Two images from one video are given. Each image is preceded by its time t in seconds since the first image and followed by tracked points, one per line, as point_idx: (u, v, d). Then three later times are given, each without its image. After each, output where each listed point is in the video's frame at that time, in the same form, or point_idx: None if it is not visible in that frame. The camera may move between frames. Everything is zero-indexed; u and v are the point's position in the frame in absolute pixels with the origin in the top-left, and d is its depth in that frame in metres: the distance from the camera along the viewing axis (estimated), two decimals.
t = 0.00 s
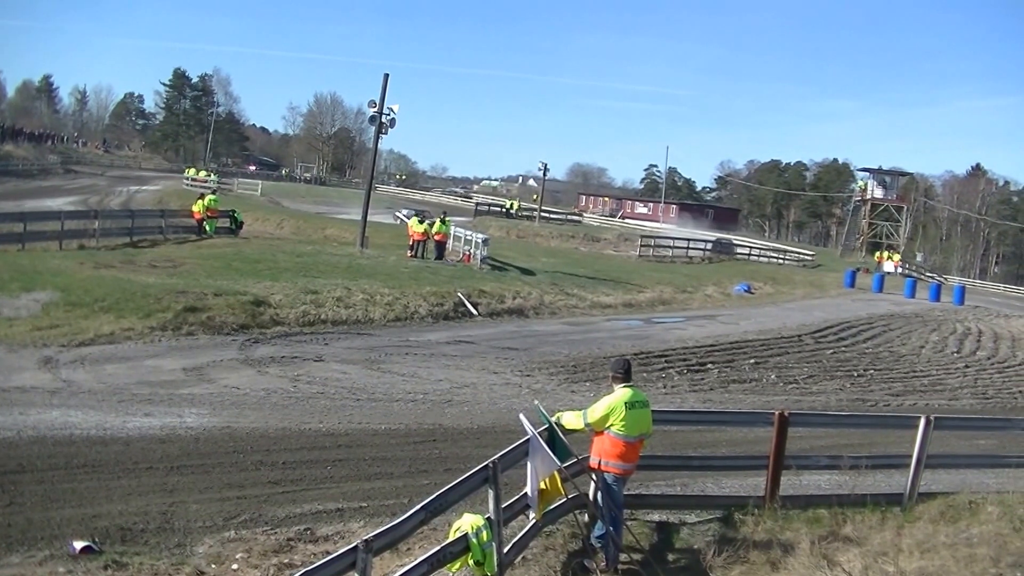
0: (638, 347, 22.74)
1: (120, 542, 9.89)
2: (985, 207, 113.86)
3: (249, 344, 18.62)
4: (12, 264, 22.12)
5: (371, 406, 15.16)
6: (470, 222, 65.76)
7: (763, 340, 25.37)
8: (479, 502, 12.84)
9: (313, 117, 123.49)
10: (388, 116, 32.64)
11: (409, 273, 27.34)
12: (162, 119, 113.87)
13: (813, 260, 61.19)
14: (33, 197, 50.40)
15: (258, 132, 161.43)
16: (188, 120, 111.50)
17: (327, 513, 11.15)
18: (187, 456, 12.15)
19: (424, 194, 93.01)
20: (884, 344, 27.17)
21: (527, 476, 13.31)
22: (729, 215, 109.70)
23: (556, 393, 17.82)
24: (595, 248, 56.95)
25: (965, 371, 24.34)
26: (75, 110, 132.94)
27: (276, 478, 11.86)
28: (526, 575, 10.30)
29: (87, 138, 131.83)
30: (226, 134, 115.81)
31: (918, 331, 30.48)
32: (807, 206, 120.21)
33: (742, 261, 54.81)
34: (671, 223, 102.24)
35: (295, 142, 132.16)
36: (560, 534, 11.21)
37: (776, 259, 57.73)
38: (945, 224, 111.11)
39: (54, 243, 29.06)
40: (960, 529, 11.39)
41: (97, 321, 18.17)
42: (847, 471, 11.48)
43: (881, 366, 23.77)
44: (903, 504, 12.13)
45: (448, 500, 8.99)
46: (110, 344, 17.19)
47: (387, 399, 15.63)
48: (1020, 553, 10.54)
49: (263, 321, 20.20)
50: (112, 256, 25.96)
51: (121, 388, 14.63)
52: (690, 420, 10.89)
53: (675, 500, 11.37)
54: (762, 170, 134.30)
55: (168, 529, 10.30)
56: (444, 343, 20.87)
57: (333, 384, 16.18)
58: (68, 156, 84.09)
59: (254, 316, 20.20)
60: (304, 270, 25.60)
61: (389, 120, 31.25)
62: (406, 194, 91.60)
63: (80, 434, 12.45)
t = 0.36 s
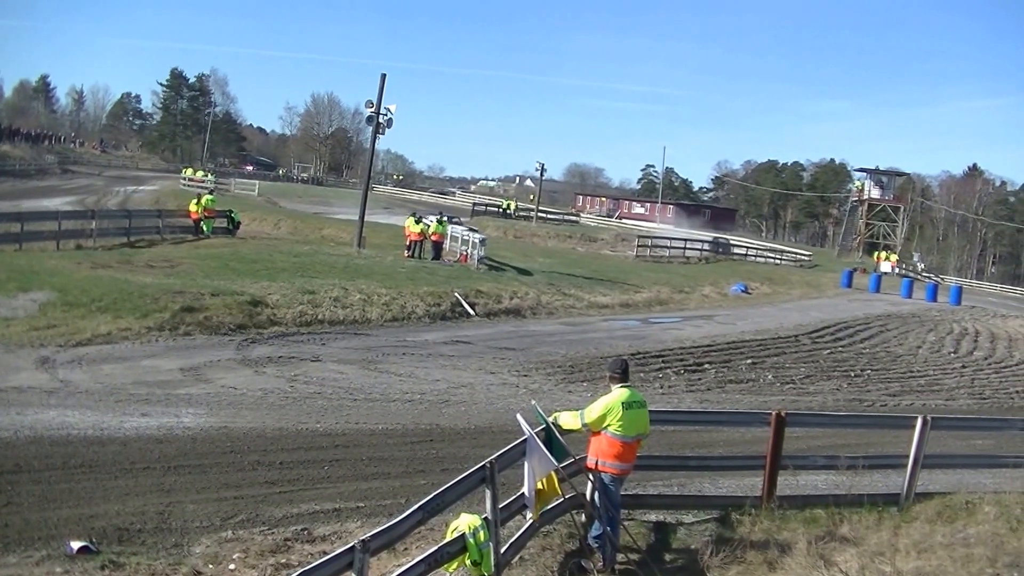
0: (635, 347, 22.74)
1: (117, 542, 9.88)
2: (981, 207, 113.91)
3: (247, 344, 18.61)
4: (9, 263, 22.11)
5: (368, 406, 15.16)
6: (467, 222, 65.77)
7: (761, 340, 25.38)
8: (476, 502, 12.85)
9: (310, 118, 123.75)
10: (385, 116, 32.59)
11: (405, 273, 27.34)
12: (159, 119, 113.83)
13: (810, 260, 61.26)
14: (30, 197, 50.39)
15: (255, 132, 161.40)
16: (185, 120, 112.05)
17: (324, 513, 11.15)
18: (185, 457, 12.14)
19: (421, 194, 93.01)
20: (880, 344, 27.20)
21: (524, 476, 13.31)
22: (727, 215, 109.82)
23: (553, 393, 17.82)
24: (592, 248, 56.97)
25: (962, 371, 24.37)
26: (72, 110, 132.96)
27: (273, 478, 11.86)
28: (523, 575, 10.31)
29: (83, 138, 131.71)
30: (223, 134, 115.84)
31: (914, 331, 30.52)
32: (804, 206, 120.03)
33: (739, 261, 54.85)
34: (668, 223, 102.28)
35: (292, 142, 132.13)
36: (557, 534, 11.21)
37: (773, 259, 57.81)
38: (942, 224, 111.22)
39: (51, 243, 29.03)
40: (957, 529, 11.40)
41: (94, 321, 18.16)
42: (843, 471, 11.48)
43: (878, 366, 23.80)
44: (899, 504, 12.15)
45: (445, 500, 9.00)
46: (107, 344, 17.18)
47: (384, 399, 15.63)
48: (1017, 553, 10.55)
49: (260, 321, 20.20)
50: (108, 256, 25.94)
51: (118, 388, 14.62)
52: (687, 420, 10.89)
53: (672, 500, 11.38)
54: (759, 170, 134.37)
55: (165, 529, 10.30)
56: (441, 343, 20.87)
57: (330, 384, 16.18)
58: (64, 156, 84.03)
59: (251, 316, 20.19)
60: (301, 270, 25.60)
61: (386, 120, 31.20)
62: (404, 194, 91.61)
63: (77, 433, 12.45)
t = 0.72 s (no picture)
0: (629, 348, 22.75)
1: (111, 542, 9.88)
2: (975, 208, 114.00)
3: (241, 344, 18.60)
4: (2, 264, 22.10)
5: (362, 406, 15.16)
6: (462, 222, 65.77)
7: (756, 341, 25.39)
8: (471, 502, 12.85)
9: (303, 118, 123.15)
10: (380, 116, 32.57)
11: (399, 273, 27.35)
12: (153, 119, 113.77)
13: (804, 261, 61.32)
14: (23, 198, 50.35)
15: (250, 132, 161.38)
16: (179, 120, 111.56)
17: (319, 513, 11.15)
18: (179, 457, 12.15)
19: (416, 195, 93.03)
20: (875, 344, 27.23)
21: (518, 476, 13.30)
22: (721, 215, 109.84)
23: (547, 393, 17.83)
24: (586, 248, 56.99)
25: (956, 371, 24.39)
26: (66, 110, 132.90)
27: (267, 478, 11.86)
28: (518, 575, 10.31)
29: (78, 138, 131.70)
30: (216, 134, 115.52)
31: (908, 332, 30.56)
32: (797, 206, 119.71)
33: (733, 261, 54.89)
34: (662, 223, 102.30)
35: (286, 142, 132.08)
36: (551, 534, 11.21)
37: (767, 260, 57.84)
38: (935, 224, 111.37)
39: (45, 243, 29.02)
40: (951, 529, 11.41)
41: (88, 321, 18.16)
42: (837, 471, 11.49)
43: (873, 366, 23.82)
44: (894, 505, 12.15)
45: (439, 500, 9.00)
46: (101, 344, 17.18)
47: (378, 400, 15.64)
48: (1010, 553, 10.57)
49: (254, 321, 20.20)
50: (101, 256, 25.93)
51: (112, 388, 14.62)
52: (681, 420, 10.88)
53: (666, 501, 11.37)
54: (753, 171, 134.55)
55: (159, 529, 10.30)
56: (435, 343, 20.89)
57: (324, 385, 16.18)
58: (59, 157, 83.98)
59: (245, 317, 20.19)
60: (294, 270, 25.61)
61: (380, 120, 31.18)
62: (399, 194, 91.67)
63: (71, 433, 12.45)
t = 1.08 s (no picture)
0: (620, 348, 22.76)
1: (102, 542, 9.88)
2: (966, 208, 114.20)
3: (232, 344, 18.59)
4: None
5: (352, 406, 15.16)
6: (454, 222, 65.78)
7: (747, 341, 25.43)
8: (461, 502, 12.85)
9: (294, 117, 122.95)
10: (370, 116, 32.56)
11: (390, 273, 27.36)
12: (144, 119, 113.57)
13: (795, 260, 61.45)
14: (13, 198, 50.27)
15: (241, 132, 161.27)
16: (169, 120, 111.32)
17: (309, 513, 11.15)
18: (169, 457, 12.14)
19: (407, 195, 93.18)
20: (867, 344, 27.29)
21: (509, 476, 13.30)
22: (712, 215, 109.89)
23: (537, 393, 17.85)
24: (577, 249, 57.06)
25: (947, 371, 24.46)
26: (56, 110, 132.67)
27: (257, 478, 11.86)
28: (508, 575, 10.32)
29: (69, 138, 131.59)
30: (206, 135, 115.18)
31: (899, 332, 30.61)
32: (788, 206, 118.93)
33: (725, 261, 54.97)
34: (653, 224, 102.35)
35: (277, 142, 131.99)
36: (542, 534, 11.21)
37: (759, 260, 57.90)
38: (926, 224, 111.56)
39: (36, 243, 29.00)
40: (942, 529, 11.43)
41: (79, 321, 18.15)
42: (828, 471, 11.48)
43: (864, 366, 23.87)
44: (884, 505, 12.16)
45: (430, 500, 9.01)
46: (93, 344, 17.18)
47: (369, 400, 15.65)
48: (1001, 553, 10.58)
49: (245, 321, 20.20)
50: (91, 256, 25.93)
51: (103, 388, 14.62)
52: (672, 421, 10.89)
53: (657, 500, 11.37)
54: (744, 171, 134.58)
55: (150, 529, 10.30)
56: (426, 343, 20.91)
57: (315, 385, 16.18)
58: (50, 157, 83.87)
59: (236, 317, 20.18)
60: (284, 270, 25.63)
61: (371, 121, 31.15)
62: (390, 194, 91.65)
63: (61, 433, 12.45)
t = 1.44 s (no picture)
0: (610, 348, 22.79)
1: (91, 543, 9.86)
2: (956, 208, 114.48)
3: (222, 345, 18.58)
4: None
5: (342, 406, 15.15)
6: (444, 222, 65.80)
7: (737, 341, 25.47)
8: (452, 502, 12.85)
9: (285, 117, 122.96)
10: (360, 116, 32.52)
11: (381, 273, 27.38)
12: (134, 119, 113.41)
13: (785, 261, 61.57)
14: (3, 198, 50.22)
15: (231, 132, 161.16)
16: (159, 120, 111.16)
17: (300, 514, 11.14)
18: (159, 457, 12.13)
19: (397, 195, 93.26)
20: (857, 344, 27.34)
21: (499, 476, 13.30)
22: (701, 216, 110.04)
23: (527, 393, 17.86)
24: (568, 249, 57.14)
25: (937, 371, 24.51)
26: (47, 111, 132.43)
27: (248, 479, 11.85)
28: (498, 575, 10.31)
29: (59, 138, 131.36)
30: (196, 135, 114.94)
31: (890, 333, 30.64)
32: (777, 207, 118.52)
33: (715, 261, 55.06)
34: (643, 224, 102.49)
35: (268, 142, 131.90)
36: (532, 534, 11.20)
37: (748, 260, 57.99)
38: (916, 225, 111.75)
39: (25, 244, 28.99)
40: (932, 529, 11.45)
41: (69, 321, 18.13)
42: (818, 471, 11.49)
43: (855, 367, 23.90)
44: (874, 505, 12.17)
45: (420, 501, 9.00)
46: (83, 344, 17.17)
47: (360, 400, 15.65)
48: (991, 553, 10.59)
49: (235, 321, 20.19)
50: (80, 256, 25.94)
51: (93, 388, 14.62)
52: (662, 422, 10.87)
53: (647, 500, 11.38)
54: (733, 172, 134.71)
55: (140, 530, 10.28)
56: (416, 343, 20.93)
57: (305, 385, 16.18)
58: (40, 157, 83.76)
59: (226, 317, 20.17)
60: (274, 270, 25.63)
61: (362, 121, 31.12)
62: (380, 194, 91.62)
63: (51, 434, 12.43)
